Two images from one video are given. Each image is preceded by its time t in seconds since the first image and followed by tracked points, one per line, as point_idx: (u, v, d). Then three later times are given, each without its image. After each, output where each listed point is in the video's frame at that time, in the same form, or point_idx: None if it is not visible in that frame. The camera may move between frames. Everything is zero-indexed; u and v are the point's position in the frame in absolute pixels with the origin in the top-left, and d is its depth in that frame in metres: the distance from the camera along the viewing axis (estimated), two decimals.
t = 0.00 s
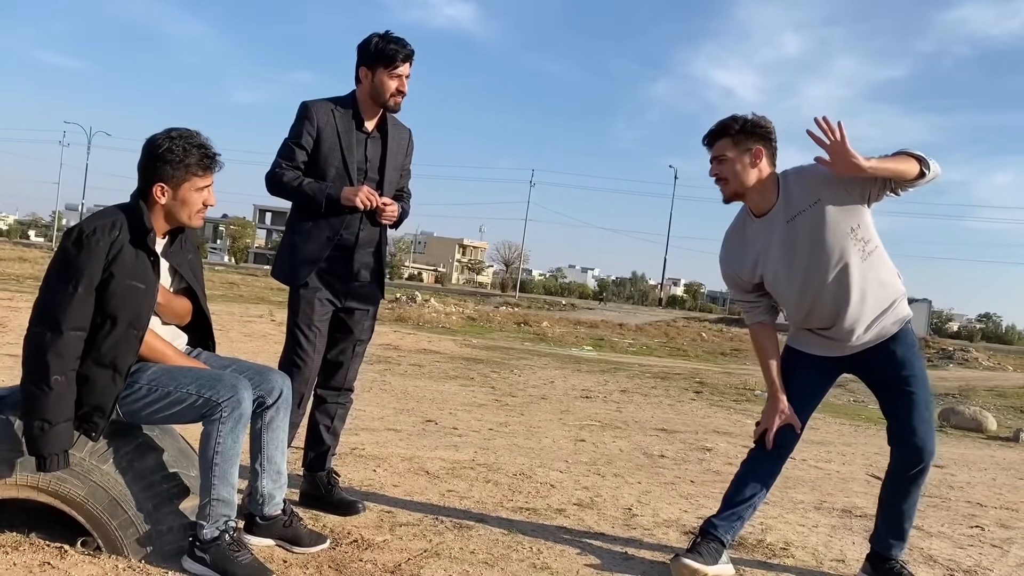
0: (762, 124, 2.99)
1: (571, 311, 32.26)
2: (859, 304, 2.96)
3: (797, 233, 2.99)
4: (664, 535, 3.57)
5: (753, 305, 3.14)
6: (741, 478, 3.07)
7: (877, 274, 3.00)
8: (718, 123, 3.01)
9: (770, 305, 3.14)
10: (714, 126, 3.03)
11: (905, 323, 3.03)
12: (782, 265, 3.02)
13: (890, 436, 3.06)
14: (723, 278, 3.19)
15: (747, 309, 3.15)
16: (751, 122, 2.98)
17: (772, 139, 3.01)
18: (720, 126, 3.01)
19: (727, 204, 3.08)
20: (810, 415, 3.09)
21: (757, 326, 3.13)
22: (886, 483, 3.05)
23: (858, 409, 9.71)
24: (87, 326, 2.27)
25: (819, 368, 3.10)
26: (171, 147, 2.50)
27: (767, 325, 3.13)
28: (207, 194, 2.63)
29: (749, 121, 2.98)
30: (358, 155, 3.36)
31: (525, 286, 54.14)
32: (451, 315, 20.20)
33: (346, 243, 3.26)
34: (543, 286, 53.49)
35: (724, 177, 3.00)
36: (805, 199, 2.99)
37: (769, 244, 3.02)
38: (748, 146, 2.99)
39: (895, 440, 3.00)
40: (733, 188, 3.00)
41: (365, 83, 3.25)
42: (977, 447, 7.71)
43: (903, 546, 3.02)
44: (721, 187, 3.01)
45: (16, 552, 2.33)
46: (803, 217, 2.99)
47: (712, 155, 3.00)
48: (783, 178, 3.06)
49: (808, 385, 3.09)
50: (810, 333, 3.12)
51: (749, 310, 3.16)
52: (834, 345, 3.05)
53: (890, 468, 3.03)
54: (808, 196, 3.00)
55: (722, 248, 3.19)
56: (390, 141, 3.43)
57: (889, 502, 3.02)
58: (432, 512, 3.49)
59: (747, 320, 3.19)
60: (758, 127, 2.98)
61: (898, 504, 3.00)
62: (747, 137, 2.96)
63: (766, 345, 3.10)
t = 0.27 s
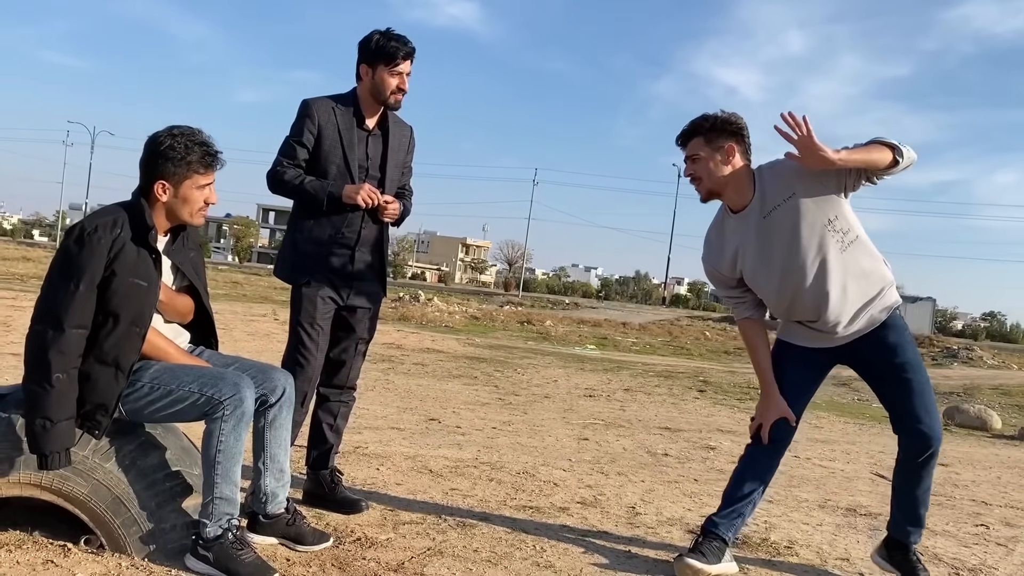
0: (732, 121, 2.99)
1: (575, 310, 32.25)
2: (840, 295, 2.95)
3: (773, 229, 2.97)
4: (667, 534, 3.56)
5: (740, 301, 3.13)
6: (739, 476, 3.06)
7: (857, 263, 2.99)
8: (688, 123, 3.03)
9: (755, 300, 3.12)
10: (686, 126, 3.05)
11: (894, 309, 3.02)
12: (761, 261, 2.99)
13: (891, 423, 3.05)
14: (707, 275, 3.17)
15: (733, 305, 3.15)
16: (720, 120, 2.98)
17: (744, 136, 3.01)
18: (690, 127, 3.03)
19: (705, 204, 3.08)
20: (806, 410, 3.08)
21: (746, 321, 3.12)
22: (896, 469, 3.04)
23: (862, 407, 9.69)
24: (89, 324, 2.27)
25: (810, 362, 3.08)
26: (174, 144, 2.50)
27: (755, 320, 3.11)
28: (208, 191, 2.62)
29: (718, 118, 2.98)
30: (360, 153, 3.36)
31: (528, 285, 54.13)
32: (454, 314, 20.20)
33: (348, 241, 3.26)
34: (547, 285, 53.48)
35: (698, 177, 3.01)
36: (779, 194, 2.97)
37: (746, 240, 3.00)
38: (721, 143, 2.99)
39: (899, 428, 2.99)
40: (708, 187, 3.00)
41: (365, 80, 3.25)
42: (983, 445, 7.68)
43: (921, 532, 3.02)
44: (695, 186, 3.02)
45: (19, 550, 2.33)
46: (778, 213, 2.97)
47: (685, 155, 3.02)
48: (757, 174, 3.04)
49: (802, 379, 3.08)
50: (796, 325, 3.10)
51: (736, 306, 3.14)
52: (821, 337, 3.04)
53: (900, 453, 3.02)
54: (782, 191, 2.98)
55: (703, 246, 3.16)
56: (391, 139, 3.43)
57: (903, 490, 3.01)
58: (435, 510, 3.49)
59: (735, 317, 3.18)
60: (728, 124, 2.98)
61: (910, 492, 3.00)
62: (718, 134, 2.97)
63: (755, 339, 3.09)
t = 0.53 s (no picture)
0: (759, 118, 2.96)
1: (580, 311, 32.22)
2: (857, 298, 2.93)
3: (795, 228, 2.95)
4: (672, 534, 3.55)
5: (756, 299, 3.11)
6: (746, 478, 3.04)
7: (876, 267, 2.97)
8: (713, 118, 2.99)
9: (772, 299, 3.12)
10: (710, 121, 3.00)
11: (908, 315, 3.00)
12: (780, 260, 2.98)
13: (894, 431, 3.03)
14: (724, 272, 3.16)
15: (747, 304, 3.14)
16: (748, 116, 2.94)
17: (770, 133, 2.98)
18: (716, 122, 2.98)
19: (727, 200, 3.06)
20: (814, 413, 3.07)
21: (761, 321, 3.10)
22: (896, 480, 3.02)
23: (868, 407, 9.65)
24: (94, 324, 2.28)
25: (820, 364, 3.08)
26: (179, 144, 2.50)
27: (770, 319, 3.09)
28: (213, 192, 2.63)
29: (746, 115, 2.94)
30: (363, 152, 3.35)
31: (534, 286, 54.12)
32: (459, 315, 20.20)
33: (351, 241, 3.26)
34: (552, 285, 53.44)
35: (723, 173, 2.97)
36: (803, 194, 2.96)
37: (767, 238, 2.99)
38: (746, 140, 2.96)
39: (898, 436, 2.98)
40: (733, 183, 2.97)
41: (368, 79, 3.24)
42: (990, 446, 7.65)
43: (922, 548, 2.98)
44: (720, 183, 2.99)
45: (24, 550, 2.34)
46: (801, 212, 2.95)
47: (709, 151, 2.97)
48: (781, 172, 3.03)
49: (812, 383, 3.06)
50: (811, 326, 3.09)
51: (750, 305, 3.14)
52: (833, 340, 3.03)
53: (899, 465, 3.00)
54: (805, 190, 2.97)
55: (721, 242, 3.15)
56: (394, 138, 3.42)
57: (899, 500, 2.99)
58: (440, 511, 3.49)
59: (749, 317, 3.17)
60: (755, 120, 2.95)
61: (908, 503, 2.97)
62: (743, 131, 2.93)
63: (770, 343, 3.05)
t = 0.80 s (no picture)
0: (793, 118, 2.91)
1: (586, 313, 32.19)
2: (887, 303, 2.92)
3: (826, 230, 2.95)
4: (679, 538, 3.54)
5: (777, 303, 3.10)
6: (757, 484, 3.03)
7: (904, 274, 2.97)
8: (746, 116, 2.93)
9: (796, 303, 3.10)
10: (742, 119, 2.95)
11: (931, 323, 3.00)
12: (811, 262, 2.97)
13: (915, 438, 3.01)
14: (747, 275, 3.14)
15: (768, 308, 3.12)
16: (781, 116, 2.90)
17: (802, 133, 2.94)
18: (748, 120, 2.93)
19: (756, 200, 3.02)
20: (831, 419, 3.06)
21: (778, 323, 3.09)
22: (915, 486, 3.01)
23: (877, 410, 9.61)
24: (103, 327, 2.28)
25: (839, 370, 3.06)
26: (209, 161, 2.49)
27: (789, 323, 3.09)
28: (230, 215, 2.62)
29: (780, 114, 2.90)
30: (368, 155, 3.36)
31: (541, 288, 54.10)
32: (466, 317, 20.21)
33: (357, 243, 3.27)
34: (559, 288, 53.42)
35: (755, 173, 2.93)
36: (836, 196, 2.96)
37: (797, 240, 2.97)
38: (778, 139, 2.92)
39: (920, 443, 2.96)
40: (764, 183, 2.93)
41: (373, 83, 3.25)
42: (999, 448, 7.60)
43: (938, 554, 2.97)
44: (751, 183, 2.94)
45: (31, 554, 2.35)
46: (833, 215, 2.95)
47: (740, 150, 2.93)
48: (813, 174, 3.02)
49: (832, 388, 3.05)
50: (834, 333, 3.08)
51: (771, 308, 3.12)
52: (857, 345, 3.01)
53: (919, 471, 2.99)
54: (839, 193, 2.97)
55: (746, 244, 3.14)
56: (399, 141, 3.43)
57: (918, 506, 2.98)
58: (446, 514, 3.48)
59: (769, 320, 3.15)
60: (789, 120, 2.90)
61: (926, 509, 2.96)
62: (778, 130, 2.89)
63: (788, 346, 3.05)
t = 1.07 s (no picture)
0: (798, 120, 2.86)
1: (594, 317, 32.16)
2: (891, 308, 2.91)
3: (829, 235, 2.93)
4: (688, 544, 3.52)
5: (783, 306, 3.06)
6: (766, 492, 3.00)
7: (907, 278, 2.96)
8: (751, 119, 2.88)
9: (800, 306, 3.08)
10: (747, 121, 2.90)
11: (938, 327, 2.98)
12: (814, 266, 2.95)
13: (921, 443, 3.00)
14: (751, 277, 3.11)
15: (774, 310, 3.08)
16: (787, 118, 2.84)
17: (808, 135, 2.89)
18: (754, 123, 2.88)
19: (760, 203, 2.97)
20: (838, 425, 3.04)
21: (788, 329, 3.03)
22: (921, 492, 3.00)
23: (886, 414, 9.55)
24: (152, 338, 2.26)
25: (845, 375, 3.04)
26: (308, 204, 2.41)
27: (796, 327, 3.04)
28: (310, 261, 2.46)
29: (785, 116, 2.84)
30: (375, 160, 3.36)
31: (548, 292, 54.05)
32: (474, 321, 20.20)
33: (364, 249, 3.27)
34: (566, 291, 53.35)
35: (760, 176, 2.88)
36: (840, 199, 2.91)
37: (801, 244, 2.95)
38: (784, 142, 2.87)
39: (926, 449, 2.94)
40: (769, 187, 2.88)
41: (377, 86, 3.26)
42: (1011, 454, 7.54)
43: (945, 560, 2.96)
44: (756, 187, 2.90)
45: (41, 560, 2.36)
46: (837, 219, 2.92)
47: (745, 153, 2.88)
48: (818, 176, 2.96)
49: (836, 393, 3.03)
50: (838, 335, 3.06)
51: (777, 310, 3.08)
52: (859, 348, 3.00)
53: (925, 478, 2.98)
54: (844, 196, 2.91)
55: (751, 246, 3.11)
56: (405, 146, 3.43)
57: (924, 512, 2.97)
58: (453, 520, 3.48)
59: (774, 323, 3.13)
60: (794, 123, 2.85)
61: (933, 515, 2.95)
62: (783, 133, 2.84)
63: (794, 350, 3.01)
